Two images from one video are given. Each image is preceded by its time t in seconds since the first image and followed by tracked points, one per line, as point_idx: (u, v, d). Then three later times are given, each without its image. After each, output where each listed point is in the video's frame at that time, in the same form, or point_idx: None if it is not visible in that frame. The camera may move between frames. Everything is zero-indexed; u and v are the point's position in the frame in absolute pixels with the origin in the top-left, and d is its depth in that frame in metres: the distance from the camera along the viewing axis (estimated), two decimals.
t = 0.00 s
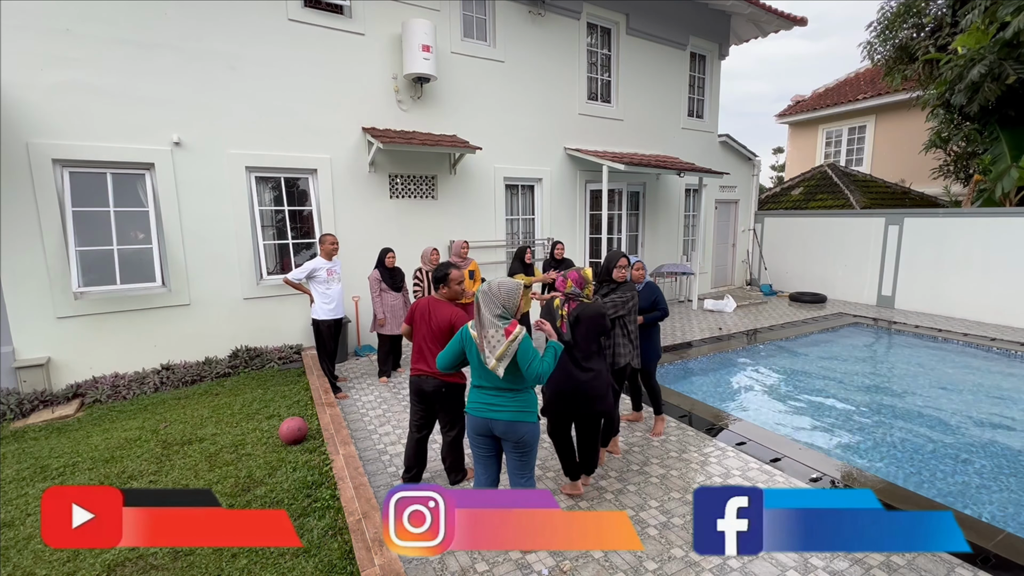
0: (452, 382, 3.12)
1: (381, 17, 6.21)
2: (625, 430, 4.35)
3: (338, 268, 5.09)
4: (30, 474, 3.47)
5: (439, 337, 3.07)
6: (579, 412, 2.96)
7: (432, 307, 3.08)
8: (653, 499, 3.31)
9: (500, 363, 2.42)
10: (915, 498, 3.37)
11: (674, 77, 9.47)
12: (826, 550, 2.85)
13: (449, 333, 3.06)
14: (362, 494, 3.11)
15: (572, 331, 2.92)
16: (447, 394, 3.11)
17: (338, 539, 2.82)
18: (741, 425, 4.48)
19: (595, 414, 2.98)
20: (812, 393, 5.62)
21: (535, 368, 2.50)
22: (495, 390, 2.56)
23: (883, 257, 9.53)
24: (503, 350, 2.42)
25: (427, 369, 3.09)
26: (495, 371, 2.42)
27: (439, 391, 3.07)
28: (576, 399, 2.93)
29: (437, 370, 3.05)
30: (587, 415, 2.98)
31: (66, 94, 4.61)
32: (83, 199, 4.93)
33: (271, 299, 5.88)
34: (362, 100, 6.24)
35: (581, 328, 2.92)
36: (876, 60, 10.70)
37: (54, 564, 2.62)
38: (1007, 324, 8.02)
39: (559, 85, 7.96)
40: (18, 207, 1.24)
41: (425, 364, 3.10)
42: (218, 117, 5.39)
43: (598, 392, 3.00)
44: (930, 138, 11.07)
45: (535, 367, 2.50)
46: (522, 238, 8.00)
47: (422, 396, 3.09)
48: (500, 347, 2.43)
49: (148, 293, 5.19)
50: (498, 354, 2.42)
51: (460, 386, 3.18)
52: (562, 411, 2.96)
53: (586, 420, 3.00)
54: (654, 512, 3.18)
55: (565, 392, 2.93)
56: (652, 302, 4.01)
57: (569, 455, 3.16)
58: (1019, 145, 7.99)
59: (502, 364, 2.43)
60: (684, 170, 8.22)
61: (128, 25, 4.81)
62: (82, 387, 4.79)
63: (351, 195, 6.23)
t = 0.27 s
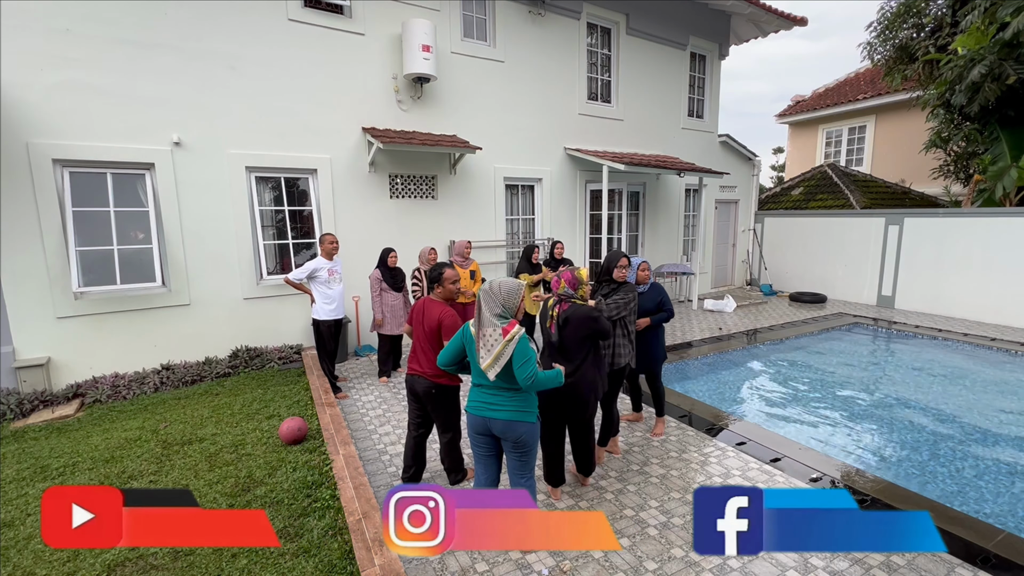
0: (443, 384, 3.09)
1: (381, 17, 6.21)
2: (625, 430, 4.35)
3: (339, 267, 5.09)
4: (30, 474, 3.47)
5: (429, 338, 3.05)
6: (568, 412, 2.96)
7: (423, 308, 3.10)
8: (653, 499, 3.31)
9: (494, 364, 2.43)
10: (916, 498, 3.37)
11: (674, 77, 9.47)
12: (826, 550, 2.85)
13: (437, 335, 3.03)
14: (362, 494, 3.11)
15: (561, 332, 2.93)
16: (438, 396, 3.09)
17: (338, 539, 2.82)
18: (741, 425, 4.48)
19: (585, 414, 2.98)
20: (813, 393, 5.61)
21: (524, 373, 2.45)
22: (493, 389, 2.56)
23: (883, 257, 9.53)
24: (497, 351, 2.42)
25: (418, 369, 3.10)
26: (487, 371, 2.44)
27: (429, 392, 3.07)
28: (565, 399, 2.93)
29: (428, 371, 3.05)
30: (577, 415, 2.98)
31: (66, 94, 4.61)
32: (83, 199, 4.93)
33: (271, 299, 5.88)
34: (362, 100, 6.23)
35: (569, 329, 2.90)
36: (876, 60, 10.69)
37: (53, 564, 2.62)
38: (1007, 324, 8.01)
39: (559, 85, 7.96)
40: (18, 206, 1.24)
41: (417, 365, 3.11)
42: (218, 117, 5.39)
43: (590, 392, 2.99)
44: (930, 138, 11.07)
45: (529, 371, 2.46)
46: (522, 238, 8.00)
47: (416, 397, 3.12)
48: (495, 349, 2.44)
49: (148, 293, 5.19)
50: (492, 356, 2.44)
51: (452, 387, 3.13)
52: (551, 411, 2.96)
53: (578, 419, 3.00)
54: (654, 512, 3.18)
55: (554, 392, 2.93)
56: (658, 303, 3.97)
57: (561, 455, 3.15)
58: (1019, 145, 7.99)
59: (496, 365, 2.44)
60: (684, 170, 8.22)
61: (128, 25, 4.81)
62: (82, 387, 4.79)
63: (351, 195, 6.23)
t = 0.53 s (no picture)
0: (441, 384, 3.10)
1: (381, 17, 6.21)
2: (625, 430, 4.35)
3: (341, 268, 5.09)
4: (30, 473, 3.47)
5: (425, 339, 3.05)
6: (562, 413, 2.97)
7: (419, 308, 3.10)
8: (653, 499, 3.31)
9: (493, 364, 2.44)
10: (915, 498, 3.36)
11: (674, 77, 9.47)
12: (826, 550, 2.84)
13: (434, 336, 3.03)
14: (362, 494, 3.11)
15: (556, 334, 2.93)
16: (436, 396, 3.09)
17: (338, 539, 2.82)
18: (741, 425, 4.48)
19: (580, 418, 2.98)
20: (813, 394, 5.61)
21: (524, 374, 2.44)
22: (492, 389, 2.57)
23: (883, 257, 9.53)
24: (497, 351, 2.43)
25: (415, 371, 3.10)
26: (486, 372, 2.46)
27: (427, 393, 3.07)
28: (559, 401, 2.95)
29: (426, 373, 3.05)
30: (574, 417, 2.98)
31: (66, 93, 4.61)
32: (83, 199, 4.93)
33: (271, 299, 5.88)
34: (362, 100, 6.23)
35: (564, 331, 2.91)
36: (876, 60, 10.70)
37: (53, 564, 2.62)
38: (1007, 324, 8.01)
39: (559, 85, 7.96)
40: (17, 206, 1.23)
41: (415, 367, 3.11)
42: (218, 117, 5.39)
43: (587, 394, 2.99)
44: (930, 138, 11.07)
45: (529, 372, 2.45)
46: (522, 238, 8.00)
47: (415, 397, 3.13)
48: (495, 349, 2.44)
49: (148, 293, 5.19)
50: (492, 355, 2.45)
51: (451, 387, 3.14)
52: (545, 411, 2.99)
53: (576, 422, 3.00)
54: (654, 512, 3.18)
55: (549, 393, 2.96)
56: (666, 305, 3.97)
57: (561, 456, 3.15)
58: (1019, 145, 7.99)
59: (495, 365, 2.45)
60: (684, 170, 8.22)
61: (128, 25, 4.81)
62: (82, 387, 4.79)
63: (351, 195, 6.23)
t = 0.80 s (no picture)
0: (441, 384, 3.10)
1: (381, 17, 6.21)
2: (625, 430, 4.35)
3: (344, 269, 5.08)
4: (30, 473, 3.47)
5: (424, 340, 3.03)
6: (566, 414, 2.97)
7: (414, 309, 3.06)
8: (653, 499, 3.31)
9: (493, 364, 2.45)
10: (916, 498, 3.36)
11: (673, 77, 9.47)
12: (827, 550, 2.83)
13: (433, 336, 3.03)
14: (362, 494, 3.11)
15: (566, 336, 2.91)
16: (437, 396, 3.11)
17: (338, 539, 2.82)
18: (741, 425, 4.48)
19: (584, 419, 2.98)
20: (813, 394, 5.61)
21: (525, 375, 2.44)
22: (492, 388, 2.57)
23: (883, 257, 9.53)
24: (497, 351, 2.44)
25: (415, 372, 3.08)
26: (486, 372, 2.47)
27: (427, 394, 3.08)
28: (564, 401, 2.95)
29: (427, 374, 3.05)
30: (578, 418, 3.00)
31: (66, 93, 4.61)
32: (83, 199, 4.93)
33: (271, 299, 5.88)
34: (362, 100, 6.23)
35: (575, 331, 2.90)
36: (876, 60, 10.70)
37: (53, 564, 2.61)
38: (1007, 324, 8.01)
39: (559, 85, 7.96)
40: (17, 205, 1.23)
41: (414, 368, 3.10)
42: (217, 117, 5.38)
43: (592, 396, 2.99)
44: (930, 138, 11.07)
45: (529, 373, 2.45)
46: (522, 238, 7.99)
47: (414, 398, 3.13)
48: (495, 349, 2.45)
49: (148, 292, 5.19)
50: (492, 356, 2.45)
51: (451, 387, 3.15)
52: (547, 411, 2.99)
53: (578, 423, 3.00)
54: (654, 512, 3.18)
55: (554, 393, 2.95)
56: (663, 307, 3.93)
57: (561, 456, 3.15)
58: (1019, 145, 8.00)
59: (495, 365, 2.45)
60: (684, 170, 8.22)
61: (128, 25, 4.82)
62: (82, 387, 4.79)
63: (351, 195, 6.23)
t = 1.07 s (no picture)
0: (442, 384, 3.12)
1: (380, 17, 6.21)
2: (625, 430, 4.35)
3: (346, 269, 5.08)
4: (30, 473, 3.47)
5: (424, 341, 3.04)
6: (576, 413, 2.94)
7: (411, 310, 3.06)
8: (653, 499, 3.31)
9: (494, 364, 2.46)
10: (916, 498, 3.36)
11: (673, 77, 9.47)
12: (827, 549, 2.83)
13: (433, 335, 3.04)
14: (362, 494, 3.11)
15: (579, 333, 2.92)
16: (438, 397, 3.11)
17: (338, 539, 2.82)
18: (741, 425, 4.48)
19: (595, 417, 2.97)
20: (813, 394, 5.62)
21: (526, 376, 2.44)
22: (491, 389, 2.57)
23: (883, 257, 9.53)
24: (497, 352, 2.44)
25: (416, 373, 3.07)
26: (486, 373, 2.49)
27: (428, 394, 3.08)
28: (574, 400, 2.93)
29: (428, 374, 3.05)
30: (587, 417, 2.98)
31: (66, 93, 4.61)
32: (83, 199, 4.93)
33: (271, 299, 5.88)
34: (362, 100, 6.23)
35: (587, 330, 2.91)
36: (876, 60, 10.70)
37: (53, 564, 2.61)
38: (1007, 324, 8.01)
39: (559, 85, 7.96)
40: (16, 204, 1.23)
41: (414, 369, 3.08)
42: (217, 117, 5.38)
43: (600, 396, 2.99)
44: (930, 138, 11.06)
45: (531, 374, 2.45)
46: (522, 238, 8.00)
47: (412, 398, 3.13)
48: (495, 349, 2.45)
49: (147, 292, 5.19)
50: (492, 356, 2.46)
51: (451, 387, 3.16)
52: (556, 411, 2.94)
53: (585, 424, 2.99)
54: (654, 512, 3.18)
55: (565, 391, 2.92)
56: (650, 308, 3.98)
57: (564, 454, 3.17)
58: (1019, 145, 7.99)
59: (496, 366, 2.46)
60: (684, 170, 8.22)
61: (128, 25, 4.82)
62: (82, 387, 4.79)
63: (351, 195, 6.23)
